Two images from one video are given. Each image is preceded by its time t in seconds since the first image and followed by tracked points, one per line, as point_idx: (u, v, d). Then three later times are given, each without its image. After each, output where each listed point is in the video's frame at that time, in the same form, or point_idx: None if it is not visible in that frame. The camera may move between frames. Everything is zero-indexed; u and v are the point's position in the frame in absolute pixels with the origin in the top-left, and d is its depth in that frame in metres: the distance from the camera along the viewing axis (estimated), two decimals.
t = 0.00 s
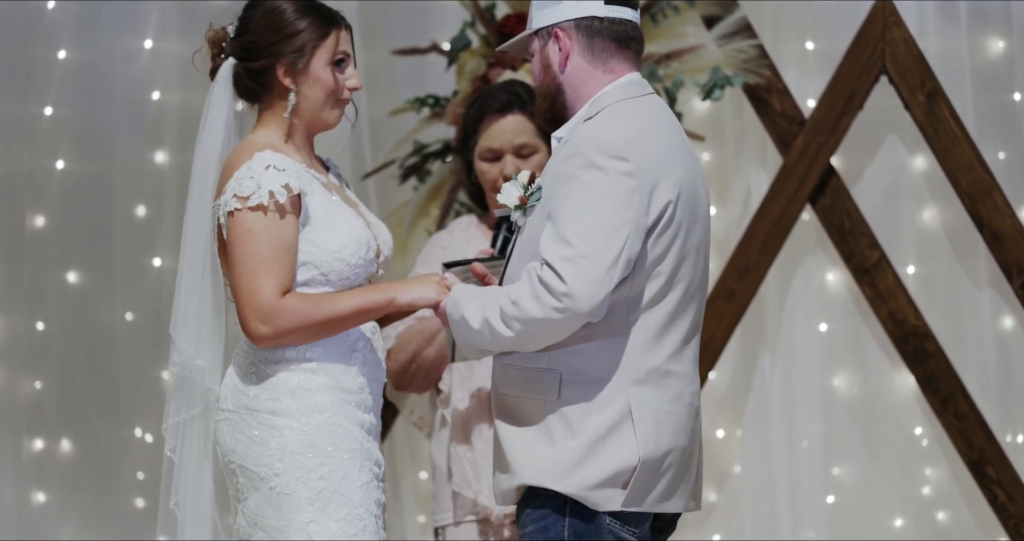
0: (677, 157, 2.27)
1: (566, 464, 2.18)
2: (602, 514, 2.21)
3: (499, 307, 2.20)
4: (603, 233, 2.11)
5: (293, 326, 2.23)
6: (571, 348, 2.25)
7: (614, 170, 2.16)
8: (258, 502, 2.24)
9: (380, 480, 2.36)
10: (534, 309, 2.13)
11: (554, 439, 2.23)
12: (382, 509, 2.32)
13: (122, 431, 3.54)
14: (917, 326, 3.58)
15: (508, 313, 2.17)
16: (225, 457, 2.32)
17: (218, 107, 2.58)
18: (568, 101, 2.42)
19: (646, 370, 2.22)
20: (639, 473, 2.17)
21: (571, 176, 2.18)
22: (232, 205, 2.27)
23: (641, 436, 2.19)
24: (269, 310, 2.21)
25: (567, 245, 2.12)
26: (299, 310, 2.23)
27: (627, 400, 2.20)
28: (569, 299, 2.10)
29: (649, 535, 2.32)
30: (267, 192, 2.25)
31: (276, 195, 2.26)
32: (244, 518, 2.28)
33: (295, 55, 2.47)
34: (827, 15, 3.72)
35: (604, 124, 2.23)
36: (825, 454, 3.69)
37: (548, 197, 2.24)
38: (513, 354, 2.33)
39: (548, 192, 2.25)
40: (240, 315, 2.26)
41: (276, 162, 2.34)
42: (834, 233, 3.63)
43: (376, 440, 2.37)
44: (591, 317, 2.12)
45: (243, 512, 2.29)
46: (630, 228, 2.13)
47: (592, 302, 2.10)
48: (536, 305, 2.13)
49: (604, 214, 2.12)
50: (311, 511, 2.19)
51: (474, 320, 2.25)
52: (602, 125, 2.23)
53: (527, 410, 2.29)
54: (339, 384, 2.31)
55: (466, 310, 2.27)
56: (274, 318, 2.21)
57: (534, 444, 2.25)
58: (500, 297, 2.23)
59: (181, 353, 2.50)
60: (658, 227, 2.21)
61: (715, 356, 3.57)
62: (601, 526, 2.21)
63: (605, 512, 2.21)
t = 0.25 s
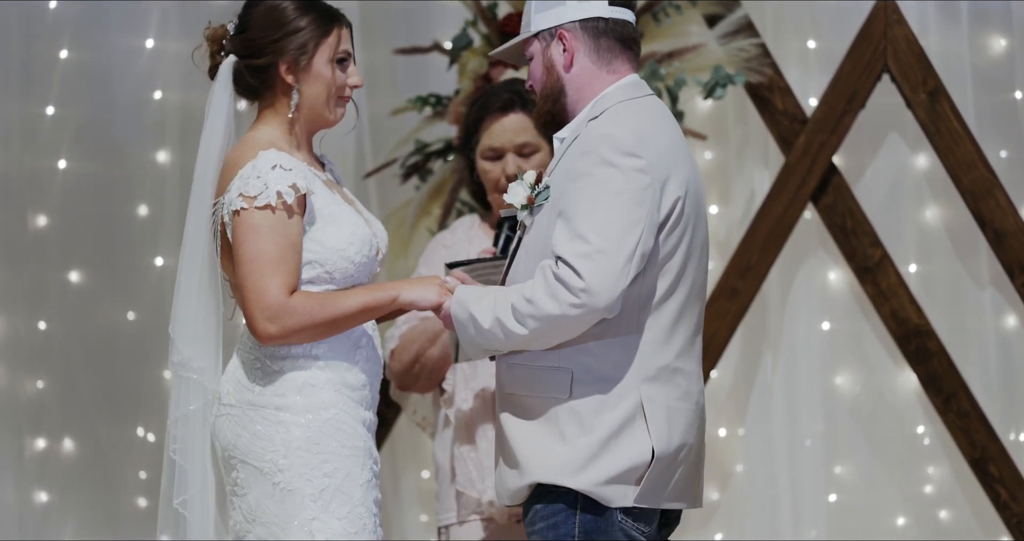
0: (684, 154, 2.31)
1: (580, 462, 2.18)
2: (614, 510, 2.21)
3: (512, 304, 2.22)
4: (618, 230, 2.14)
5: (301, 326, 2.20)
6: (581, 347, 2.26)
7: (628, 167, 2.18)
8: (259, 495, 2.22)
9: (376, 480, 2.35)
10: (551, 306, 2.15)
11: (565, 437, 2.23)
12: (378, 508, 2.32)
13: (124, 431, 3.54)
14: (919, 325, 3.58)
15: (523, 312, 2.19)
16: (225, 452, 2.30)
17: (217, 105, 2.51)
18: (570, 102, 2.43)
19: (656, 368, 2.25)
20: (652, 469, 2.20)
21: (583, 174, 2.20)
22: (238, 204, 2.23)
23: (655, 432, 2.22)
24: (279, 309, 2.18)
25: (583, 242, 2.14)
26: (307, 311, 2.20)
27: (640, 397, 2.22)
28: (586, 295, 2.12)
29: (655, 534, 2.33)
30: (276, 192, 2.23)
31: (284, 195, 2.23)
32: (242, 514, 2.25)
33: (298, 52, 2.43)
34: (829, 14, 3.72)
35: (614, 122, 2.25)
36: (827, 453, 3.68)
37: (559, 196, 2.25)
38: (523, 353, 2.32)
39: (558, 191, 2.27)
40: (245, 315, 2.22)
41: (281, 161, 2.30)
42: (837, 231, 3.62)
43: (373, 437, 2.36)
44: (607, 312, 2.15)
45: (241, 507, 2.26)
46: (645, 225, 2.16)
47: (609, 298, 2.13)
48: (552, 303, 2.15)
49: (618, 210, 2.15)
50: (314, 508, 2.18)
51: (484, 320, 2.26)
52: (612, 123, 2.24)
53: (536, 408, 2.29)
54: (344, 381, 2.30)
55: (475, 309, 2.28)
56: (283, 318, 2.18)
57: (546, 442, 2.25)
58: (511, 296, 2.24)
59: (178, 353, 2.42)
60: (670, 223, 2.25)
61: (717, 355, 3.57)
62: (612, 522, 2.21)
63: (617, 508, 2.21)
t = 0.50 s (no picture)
0: (684, 157, 2.33)
1: (582, 461, 2.18)
2: (616, 510, 2.21)
3: (513, 303, 2.22)
4: (621, 229, 2.13)
5: (304, 319, 2.19)
6: (581, 346, 2.26)
7: (631, 167, 2.18)
8: (254, 491, 2.20)
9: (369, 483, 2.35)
10: (555, 305, 2.14)
11: (566, 436, 2.22)
12: (371, 511, 2.32)
13: (124, 432, 3.53)
14: (919, 326, 3.58)
15: (526, 310, 2.18)
16: (221, 448, 2.28)
17: (233, 103, 2.41)
18: (569, 102, 2.43)
19: (657, 368, 2.26)
20: (653, 469, 2.20)
21: (584, 173, 2.20)
22: (248, 196, 2.23)
23: (656, 432, 2.22)
24: (281, 301, 2.16)
25: (585, 241, 2.14)
26: (312, 306, 2.20)
27: (640, 397, 2.23)
28: (590, 294, 2.12)
29: (654, 534, 2.33)
30: (288, 185, 2.23)
31: (296, 189, 2.23)
32: (234, 511, 2.23)
33: (332, 55, 2.45)
34: (828, 15, 3.72)
35: (616, 122, 2.26)
36: (828, 454, 3.68)
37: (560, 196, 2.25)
38: (522, 353, 2.31)
39: (559, 192, 2.27)
40: (247, 307, 2.21)
41: (293, 156, 2.31)
42: (837, 232, 3.62)
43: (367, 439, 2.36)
44: (610, 312, 2.15)
45: (233, 504, 2.24)
46: (647, 225, 2.16)
47: (612, 298, 2.13)
48: (553, 301, 2.15)
49: (622, 210, 2.15)
50: (309, 508, 2.17)
51: (486, 320, 2.26)
52: (615, 123, 2.25)
53: (537, 406, 2.28)
54: (344, 382, 2.31)
55: (478, 309, 2.28)
56: (286, 309, 2.17)
57: (547, 442, 2.24)
58: (512, 295, 2.23)
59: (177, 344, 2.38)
60: (670, 225, 2.27)
61: (717, 356, 3.56)
62: (614, 522, 2.21)
63: (619, 507, 2.21)
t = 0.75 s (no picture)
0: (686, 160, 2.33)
1: (580, 463, 2.18)
2: (613, 512, 2.21)
3: (516, 304, 2.22)
4: (623, 230, 2.14)
5: (313, 317, 2.19)
6: (579, 349, 2.26)
7: (632, 168, 2.18)
8: (264, 494, 2.20)
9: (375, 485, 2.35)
10: (555, 306, 2.15)
11: (564, 437, 2.22)
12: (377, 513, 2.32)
13: (127, 434, 3.54)
14: (921, 327, 3.58)
15: (527, 311, 2.18)
16: (230, 449, 2.27)
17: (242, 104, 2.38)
18: (575, 103, 2.43)
19: (658, 367, 2.27)
20: (650, 472, 2.20)
21: (586, 174, 2.21)
22: (260, 192, 2.23)
23: (652, 435, 2.22)
24: (293, 299, 2.17)
25: (587, 242, 2.14)
26: (320, 304, 2.20)
27: (637, 400, 2.23)
28: (590, 295, 2.12)
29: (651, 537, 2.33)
30: (301, 181, 2.23)
31: (309, 184, 2.24)
32: (242, 513, 2.23)
33: (337, 52, 2.47)
34: (830, 17, 3.73)
35: (620, 123, 2.26)
36: (830, 456, 3.68)
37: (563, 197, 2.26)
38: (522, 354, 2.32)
39: (561, 193, 2.28)
40: (258, 305, 2.21)
41: (305, 152, 2.31)
42: (839, 234, 3.62)
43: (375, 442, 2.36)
44: (610, 313, 2.15)
45: (241, 506, 2.24)
46: (648, 227, 2.16)
47: (613, 299, 2.13)
48: (553, 302, 2.15)
49: (623, 211, 2.15)
50: (319, 510, 2.17)
51: (490, 321, 2.25)
52: (618, 124, 2.25)
53: (535, 408, 2.28)
54: (355, 384, 2.30)
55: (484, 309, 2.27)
56: (297, 306, 2.17)
57: (544, 443, 2.23)
58: (514, 296, 2.24)
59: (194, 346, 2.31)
60: (671, 227, 2.26)
61: (719, 358, 3.56)
62: (611, 524, 2.22)
63: (616, 510, 2.21)
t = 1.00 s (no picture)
0: (688, 171, 2.32)
1: (580, 474, 2.18)
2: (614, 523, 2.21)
3: (516, 315, 2.21)
4: (622, 240, 2.13)
5: (317, 326, 2.19)
6: (580, 359, 2.27)
7: (631, 179, 2.17)
8: (271, 506, 2.17)
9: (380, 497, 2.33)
10: (552, 315, 2.14)
11: (564, 448, 2.22)
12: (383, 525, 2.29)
13: (127, 445, 3.54)
14: (921, 337, 3.57)
15: (527, 321, 2.18)
16: (238, 461, 2.24)
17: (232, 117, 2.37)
18: (581, 111, 2.44)
19: (654, 380, 2.26)
20: (649, 484, 2.19)
21: (586, 185, 2.20)
22: (263, 201, 2.21)
23: (651, 447, 2.22)
24: (298, 307, 2.16)
25: (586, 252, 2.13)
26: (322, 314, 2.19)
27: (637, 412, 2.22)
28: (588, 305, 2.11)
29: None
30: (303, 190, 2.21)
31: (311, 193, 2.22)
32: (249, 525, 2.20)
33: (327, 60, 2.44)
34: (830, 26, 3.73)
35: (621, 133, 2.26)
36: (832, 466, 3.68)
37: (563, 208, 2.25)
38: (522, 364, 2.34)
39: (562, 203, 2.28)
40: (262, 314, 2.20)
41: (306, 161, 2.30)
42: (839, 244, 3.62)
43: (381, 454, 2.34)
44: (609, 323, 2.14)
45: (249, 518, 2.21)
46: (647, 237, 2.15)
47: (611, 309, 2.12)
48: (552, 311, 2.14)
49: (622, 221, 2.14)
50: (327, 522, 2.14)
51: (491, 331, 2.26)
52: (618, 135, 2.25)
53: (535, 419, 2.29)
54: (362, 395, 2.28)
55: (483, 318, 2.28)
56: (301, 315, 2.17)
57: (544, 454, 2.24)
58: (514, 307, 2.24)
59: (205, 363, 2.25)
60: (671, 238, 2.25)
61: (719, 368, 3.57)
62: (612, 535, 2.22)
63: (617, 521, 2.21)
